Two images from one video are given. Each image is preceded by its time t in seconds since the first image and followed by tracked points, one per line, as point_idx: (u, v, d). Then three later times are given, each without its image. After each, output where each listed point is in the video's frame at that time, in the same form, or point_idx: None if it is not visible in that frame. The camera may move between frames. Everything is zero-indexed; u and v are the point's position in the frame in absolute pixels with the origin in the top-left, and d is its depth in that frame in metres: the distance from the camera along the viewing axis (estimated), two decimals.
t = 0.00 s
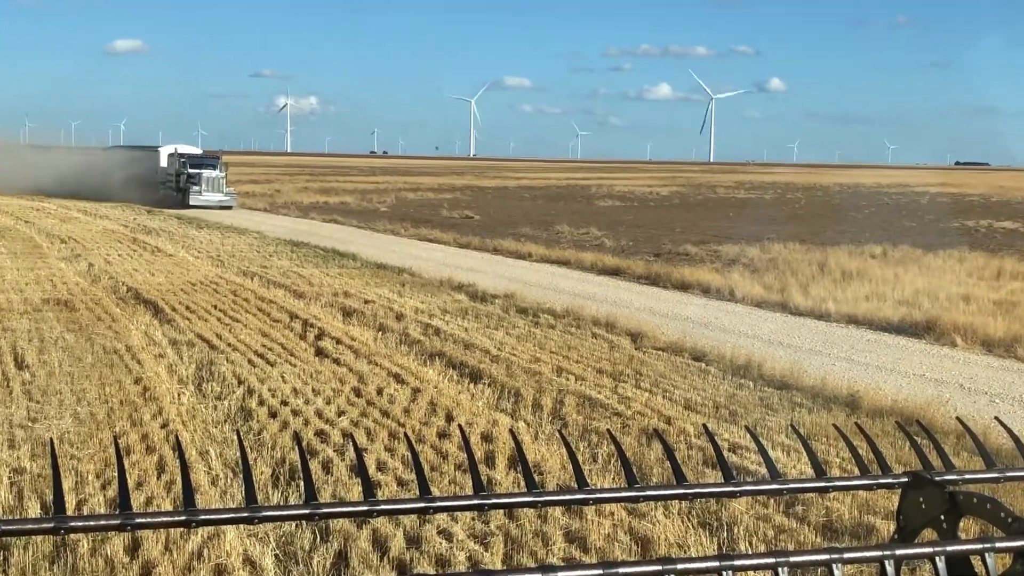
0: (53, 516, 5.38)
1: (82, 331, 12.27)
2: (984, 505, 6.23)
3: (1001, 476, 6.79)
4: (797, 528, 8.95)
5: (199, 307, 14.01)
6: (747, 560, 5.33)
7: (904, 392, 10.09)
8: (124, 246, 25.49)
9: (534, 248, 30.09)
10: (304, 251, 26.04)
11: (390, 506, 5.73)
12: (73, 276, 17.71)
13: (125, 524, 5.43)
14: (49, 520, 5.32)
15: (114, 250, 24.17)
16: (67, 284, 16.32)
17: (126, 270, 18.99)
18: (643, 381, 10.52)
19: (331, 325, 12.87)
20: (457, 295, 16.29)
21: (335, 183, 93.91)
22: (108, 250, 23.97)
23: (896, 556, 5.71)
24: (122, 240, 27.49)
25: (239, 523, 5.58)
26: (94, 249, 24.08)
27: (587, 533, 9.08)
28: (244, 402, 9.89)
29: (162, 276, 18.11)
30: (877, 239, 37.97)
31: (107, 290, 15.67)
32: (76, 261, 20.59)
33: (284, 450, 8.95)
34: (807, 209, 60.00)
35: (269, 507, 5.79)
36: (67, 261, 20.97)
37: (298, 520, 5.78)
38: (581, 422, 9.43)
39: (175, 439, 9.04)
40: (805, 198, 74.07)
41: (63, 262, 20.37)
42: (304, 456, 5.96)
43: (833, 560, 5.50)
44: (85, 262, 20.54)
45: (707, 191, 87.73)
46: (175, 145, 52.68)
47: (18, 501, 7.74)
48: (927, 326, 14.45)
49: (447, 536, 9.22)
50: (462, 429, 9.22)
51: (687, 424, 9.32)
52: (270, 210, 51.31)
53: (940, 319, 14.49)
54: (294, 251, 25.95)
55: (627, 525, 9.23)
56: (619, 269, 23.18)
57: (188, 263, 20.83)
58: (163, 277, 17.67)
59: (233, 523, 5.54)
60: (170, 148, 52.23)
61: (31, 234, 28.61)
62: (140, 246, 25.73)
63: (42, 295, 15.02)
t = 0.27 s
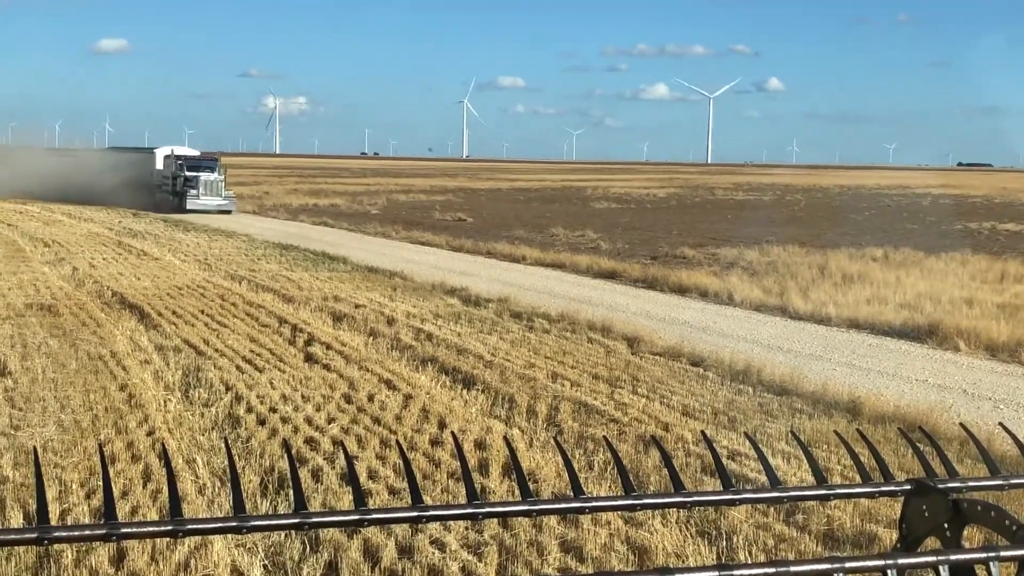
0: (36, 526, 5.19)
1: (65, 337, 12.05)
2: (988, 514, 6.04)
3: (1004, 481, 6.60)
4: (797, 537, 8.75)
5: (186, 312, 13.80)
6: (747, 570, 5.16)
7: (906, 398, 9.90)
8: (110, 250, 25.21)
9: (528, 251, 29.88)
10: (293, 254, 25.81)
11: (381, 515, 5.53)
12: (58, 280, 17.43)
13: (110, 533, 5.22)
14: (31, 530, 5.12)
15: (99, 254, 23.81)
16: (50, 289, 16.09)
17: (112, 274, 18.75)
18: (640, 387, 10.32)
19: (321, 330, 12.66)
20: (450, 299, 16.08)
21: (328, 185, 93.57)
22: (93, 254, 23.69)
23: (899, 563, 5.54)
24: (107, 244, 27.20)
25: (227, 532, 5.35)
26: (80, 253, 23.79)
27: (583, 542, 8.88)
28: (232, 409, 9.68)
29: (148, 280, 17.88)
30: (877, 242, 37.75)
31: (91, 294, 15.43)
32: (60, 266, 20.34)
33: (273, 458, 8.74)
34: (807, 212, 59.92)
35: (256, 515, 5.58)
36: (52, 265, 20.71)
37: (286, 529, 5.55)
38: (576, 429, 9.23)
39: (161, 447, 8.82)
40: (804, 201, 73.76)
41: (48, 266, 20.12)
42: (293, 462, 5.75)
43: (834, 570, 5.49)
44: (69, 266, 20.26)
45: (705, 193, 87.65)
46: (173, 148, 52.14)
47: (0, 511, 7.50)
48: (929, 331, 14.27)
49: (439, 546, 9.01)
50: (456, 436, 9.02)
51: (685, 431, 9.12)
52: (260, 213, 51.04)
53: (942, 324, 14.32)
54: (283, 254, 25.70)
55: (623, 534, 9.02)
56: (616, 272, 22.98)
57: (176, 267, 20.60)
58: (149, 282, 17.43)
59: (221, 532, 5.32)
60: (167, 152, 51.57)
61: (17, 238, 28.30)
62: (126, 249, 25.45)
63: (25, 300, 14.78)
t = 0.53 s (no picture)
0: (31, 534, 5.17)
1: (60, 344, 12.04)
2: (985, 517, 6.05)
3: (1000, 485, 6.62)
4: (792, 542, 8.76)
5: (181, 319, 13.79)
6: None
7: (900, 402, 9.92)
8: (103, 257, 25.16)
9: (522, 257, 29.88)
10: (286, 260, 25.77)
11: (377, 521, 5.52)
12: (51, 288, 17.40)
13: (105, 541, 5.19)
14: (25, 537, 5.10)
15: (94, 261, 23.68)
16: (45, 296, 16.07)
17: (106, 281, 18.73)
18: (635, 392, 10.31)
19: (316, 336, 12.65)
20: (444, 305, 16.08)
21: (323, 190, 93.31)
22: (87, 262, 23.61)
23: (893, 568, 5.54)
24: (101, 251, 27.12)
25: (222, 540, 5.33)
26: (73, 261, 23.72)
27: (579, 548, 8.88)
28: (227, 416, 9.68)
29: (142, 287, 17.87)
30: (874, 246, 37.78)
31: (85, 301, 15.42)
32: (54, 273, 20.28)
33: (268, 465, 8.72)
34: (802, 216, 60.09)
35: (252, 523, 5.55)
36: (45, 272, 20.65)
37: (282, 535, 5.54)
38: (572, 435, 9.23)
39: (156, 454, 8.81)
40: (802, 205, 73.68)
41: (42, 274, 20.07)
42: (289, 470, 5.73)
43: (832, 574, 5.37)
44: (63, 273, 20.17)
45: (701, 198, 87.75)
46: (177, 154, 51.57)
47: None
48: (924, 335, 14.30)
49: (435, 552, 9.00)
50: (450, 442, 9.02)
51: (680, 436, 9.12)
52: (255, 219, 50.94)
53: (936, 328, 14.35)
54: (277, 261, 25.62)
55: (619, 540, 9.02)
56: (611, 277, 23.00)
57: (170, 274, 20.56)
58: (143, 289, 17.41)
59: (216, 539, 5.29)
60: (170, 159, 50.91)
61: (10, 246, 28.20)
62: (119, 257, 25.40)
63: (19, 307, 14.76)
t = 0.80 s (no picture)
0: (25, 540, 5.14)
1: (53, 350, 12.01)
2: (980, 519, 6.06)
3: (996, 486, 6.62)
4: (788, 545, 8.75)
5: (175, 323, 13.76)
6: None
7: (895, 404, 9.93)
8: (97, 262, 25.08)
9: (517, 260, 29.85)
10: (280, 265, 25.73)
11: (374, 525, 5.51)
12: (45, 293, 17.34)
13: (100, 547, 5.15)
14: (20, 543, 5.08)
15: (85, 267, 23.56)
16: (39, 302, 16.02)
17: (100, 286, 18.68)
18: (630, 396, 10.31)
19: (311, 340, 12.64)
20: (438, 309, 16.06)
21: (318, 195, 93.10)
22: (81, 266, 23.53)
23: (891, 570, 5.54)
24: (95, 255, 27.05)
25: (217, 545, 5.33)
26: (67, 266, 23.63)
27: (575, 552, 8.87)
28: (221, 421, 9.66)
29: (136, 292, 17.82)
30: (870, 249, 37.79)
31: (79, 307, 15.37)
32: (48, 278, 20.22)
33: (263, 469, 8.71)
34: (797, 218, 60.16)
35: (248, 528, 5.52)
36: (39, 278, 20.57)
37: (278, 541, 5.51)
38: (567, 438, 9.22)
39: (150, 459, 8.79)
40: (798, 207, 73.63)
41: (35, 279, 20.01)
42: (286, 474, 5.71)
43: None
44: (56, 278, 20.08)
45: (696, 200, 87.78)
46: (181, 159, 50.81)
47: None
48: (918, 338, 14.32)
49: (430, 556, 8.98)
50: (445, 446, 9.01)
51: (675, 439, 9.12)
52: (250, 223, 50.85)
53: (931, 330, 14.37)
54: (272, 266, 25.52)
55: (614, 543, 9.01)
56: (606, 281, 22.99)
57: (164, 279, 20.49)
58: (137, 294, 17.36)
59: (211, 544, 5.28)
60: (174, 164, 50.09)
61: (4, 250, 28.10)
62: (113, 261, 25.34)
63: (12, 313, 14.71)
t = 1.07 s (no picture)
0: (21, 539, 5.14)
1: (49, 350, 11.99)
2: (976, 518, 6.08)
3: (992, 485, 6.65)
4: (784, 544, 8.76)
5: (171, 323, 13.74)
6: None
7: (891, 403, 9.94)
8: (93, 262, 25.00)
9: (514, 260, 29.80)
10: (276, 264, 25.68)
11: (369, 524, 5.52)
12: (41, 293, 17.31)
13: (96, 546, 5.14)
14: (16, 543, 5.09)
15: (80, 266, 23.48)
16: (35, 301, 15.99)
17: (95, 286, 18.65)
18: (626, 395, 10.32)
19: (307, 340, 12.63)
20: (435, 308, 16.05)
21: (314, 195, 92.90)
22: (77, 266, 23.46)
23: (887, 569, 5.57)
24: (91, 255, 26.98)
25: (213, 545, 5.33)
26: (63, 266, 23.57)
27: (571, 551, 8.87)
28: (217, 421, 9.66)
29: (132, 291, 17.79)
30: (867, 248, 37.79)
31: (74, 306, 15.35)
32: (43, 278, 20.16)
33: (259, 469, 8.71)
34: (793, 217, 60.16)
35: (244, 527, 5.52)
36: (35, 278, 20.52)
37: (274, 540, 5.52)
38: (563, 437, 9.23)
39: (146, 459, 8.78)
40: (795, 206, 73.53)
41: (31, 279, 19.96)
42: (282, 474, 5.72)
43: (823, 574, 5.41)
44: (52, 278, 20.04)
45: (693, 199, 87.75)
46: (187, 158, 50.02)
47: None
48: (914, 336, 14.35)
49: (426, 556, 8.98)
50: (442, 445, 9.01)
51: (671, 439, 9.13)
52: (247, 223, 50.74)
53: (926, 329, 14.39)
54: (268, 265, 25.48)
55: (611, 542, 9.02)
56: (602, 280, 22.97)
57: (160, 279, 20.46)
58: (133, 294, 17.33)
59: (206, 544, 5.28)
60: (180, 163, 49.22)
61: None
62: (108, 261, 25.27)
63: (8, 312, 14.67)
